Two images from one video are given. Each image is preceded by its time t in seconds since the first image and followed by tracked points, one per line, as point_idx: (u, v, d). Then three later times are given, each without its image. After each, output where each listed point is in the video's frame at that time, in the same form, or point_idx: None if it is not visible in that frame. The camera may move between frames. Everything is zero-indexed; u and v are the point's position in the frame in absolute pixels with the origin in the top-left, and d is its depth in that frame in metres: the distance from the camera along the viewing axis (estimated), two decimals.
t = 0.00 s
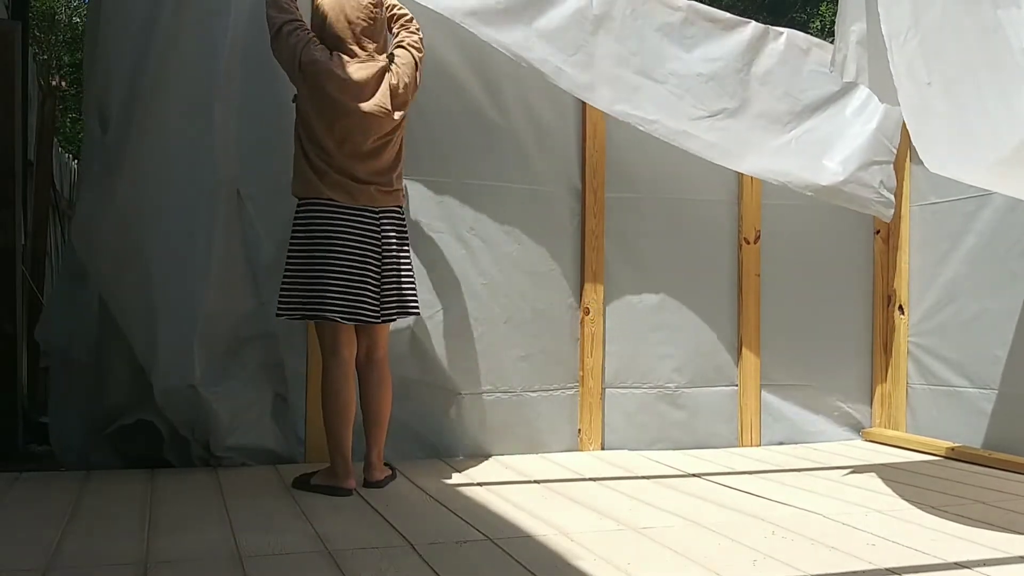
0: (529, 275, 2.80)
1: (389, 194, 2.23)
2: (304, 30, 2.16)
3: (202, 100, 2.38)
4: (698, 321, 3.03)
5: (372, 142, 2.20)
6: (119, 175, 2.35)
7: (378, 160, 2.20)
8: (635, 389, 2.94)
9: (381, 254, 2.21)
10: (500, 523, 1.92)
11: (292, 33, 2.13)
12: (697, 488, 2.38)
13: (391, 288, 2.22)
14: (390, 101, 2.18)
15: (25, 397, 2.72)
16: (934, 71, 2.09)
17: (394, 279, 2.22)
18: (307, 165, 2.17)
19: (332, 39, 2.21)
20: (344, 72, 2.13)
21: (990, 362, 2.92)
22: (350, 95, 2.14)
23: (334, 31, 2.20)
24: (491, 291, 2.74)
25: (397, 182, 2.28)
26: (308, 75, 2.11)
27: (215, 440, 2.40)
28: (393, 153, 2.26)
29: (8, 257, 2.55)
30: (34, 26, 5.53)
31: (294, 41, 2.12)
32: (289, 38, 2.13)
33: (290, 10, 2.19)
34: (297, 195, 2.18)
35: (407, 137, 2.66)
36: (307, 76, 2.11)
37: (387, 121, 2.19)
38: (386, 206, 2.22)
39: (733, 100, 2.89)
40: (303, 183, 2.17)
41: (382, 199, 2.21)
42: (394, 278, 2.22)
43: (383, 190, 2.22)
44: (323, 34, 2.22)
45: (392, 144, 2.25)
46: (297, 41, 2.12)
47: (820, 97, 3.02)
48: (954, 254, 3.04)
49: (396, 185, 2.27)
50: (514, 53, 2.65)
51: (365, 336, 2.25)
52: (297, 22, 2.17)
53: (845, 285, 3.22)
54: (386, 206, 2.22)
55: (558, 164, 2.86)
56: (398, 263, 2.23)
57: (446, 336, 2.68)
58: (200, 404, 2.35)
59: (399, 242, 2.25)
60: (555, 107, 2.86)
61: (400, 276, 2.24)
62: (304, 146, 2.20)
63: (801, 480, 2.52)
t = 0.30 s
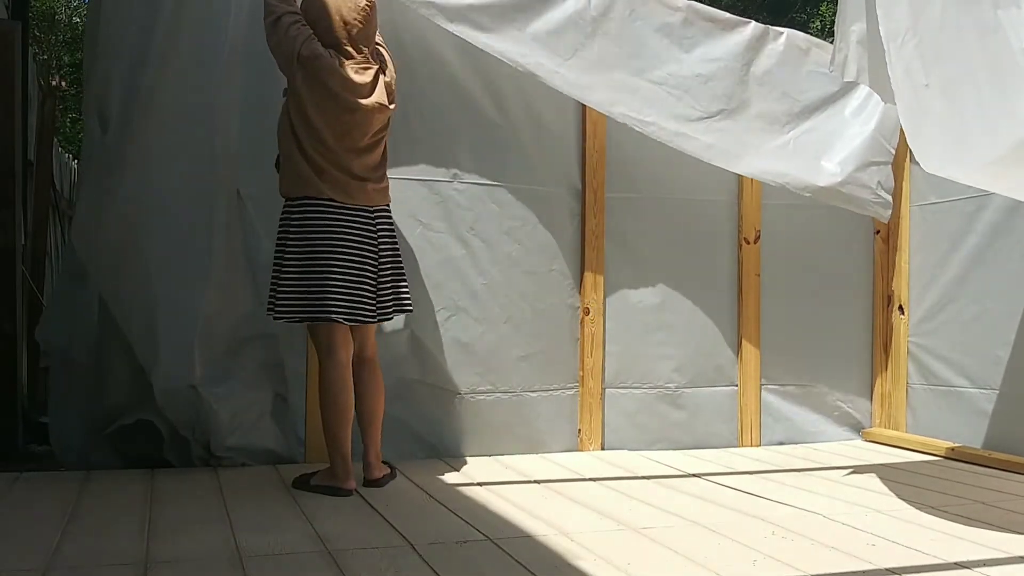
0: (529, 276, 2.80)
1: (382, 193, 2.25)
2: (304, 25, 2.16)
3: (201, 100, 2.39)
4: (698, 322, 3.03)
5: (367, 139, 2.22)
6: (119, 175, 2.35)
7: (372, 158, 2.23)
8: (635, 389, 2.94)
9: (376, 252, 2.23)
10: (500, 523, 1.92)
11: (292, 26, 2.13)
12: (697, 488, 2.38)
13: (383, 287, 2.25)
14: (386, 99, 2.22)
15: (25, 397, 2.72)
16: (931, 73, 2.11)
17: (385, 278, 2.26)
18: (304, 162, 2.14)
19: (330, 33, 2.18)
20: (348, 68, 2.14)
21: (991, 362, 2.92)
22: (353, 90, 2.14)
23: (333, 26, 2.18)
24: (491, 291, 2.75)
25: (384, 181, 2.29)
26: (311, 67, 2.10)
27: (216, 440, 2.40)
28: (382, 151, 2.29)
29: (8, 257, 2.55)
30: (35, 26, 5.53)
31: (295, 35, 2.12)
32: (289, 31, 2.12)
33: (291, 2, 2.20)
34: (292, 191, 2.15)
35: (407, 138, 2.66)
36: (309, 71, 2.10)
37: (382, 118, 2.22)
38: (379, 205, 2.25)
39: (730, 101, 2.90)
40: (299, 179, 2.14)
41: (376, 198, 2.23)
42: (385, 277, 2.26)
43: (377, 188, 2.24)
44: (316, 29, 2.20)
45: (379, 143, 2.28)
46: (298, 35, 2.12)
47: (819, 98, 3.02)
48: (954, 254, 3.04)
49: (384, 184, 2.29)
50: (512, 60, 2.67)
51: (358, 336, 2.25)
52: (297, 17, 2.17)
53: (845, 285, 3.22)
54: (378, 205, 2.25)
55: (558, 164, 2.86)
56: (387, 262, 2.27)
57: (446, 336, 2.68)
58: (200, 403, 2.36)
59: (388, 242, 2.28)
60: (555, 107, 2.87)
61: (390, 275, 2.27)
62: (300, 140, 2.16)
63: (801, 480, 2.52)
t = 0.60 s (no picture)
0: (529, 275, 2.80)
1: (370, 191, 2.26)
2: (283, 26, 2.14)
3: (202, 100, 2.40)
4: (698, 322, 3.02)
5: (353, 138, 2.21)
6: (119, 174, 2.34)
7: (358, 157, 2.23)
8: (635, 389, 2.94)
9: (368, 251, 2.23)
10: (500, 523, 1.92)
11: (273, 27, 2.12)
12: (697, 488, 2.38)
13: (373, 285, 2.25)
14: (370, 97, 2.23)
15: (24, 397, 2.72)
16: (930, 73, 2.12)
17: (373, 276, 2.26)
18: (292, 162, 2.14)
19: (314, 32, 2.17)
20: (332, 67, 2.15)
21: (991, 362, 2.92)
22: (336, 91, 2.14)
23: (318, 25, 2.17)
24: (491, 291, 2.75)
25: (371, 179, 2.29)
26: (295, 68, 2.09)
27: (216, 440, 2.40)
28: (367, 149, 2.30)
29: (8, 257, 2.55)
30: (35, 26, 5.54)
31: (276, 37, 2.10)
32: (270, 32, 2.11)
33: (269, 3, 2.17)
34: (282, 192, 2.14)
35: (408, 137, 2.66)
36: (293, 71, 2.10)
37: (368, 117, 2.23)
38: (368, 204, 2.25)
39: (730, 102, 2.90)
40: (289, 179, 2.13)
41: (364, 196, 2.23)
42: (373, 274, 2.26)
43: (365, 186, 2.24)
44: (296, 30, 2.18)
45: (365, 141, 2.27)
46: (280, 36, 2.10)
47: (819, 98, 3.01)
48: (955, 254, 3.04)
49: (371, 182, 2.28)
50: (506, 61, 2.67)
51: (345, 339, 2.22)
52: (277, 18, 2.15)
53: (845, 285, 3.22)
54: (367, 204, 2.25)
55: (559, 163, 2.86)
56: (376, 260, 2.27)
57: (446, 337, 2.68)
58: (200, 404, 2.37)
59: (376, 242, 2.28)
60: (555, 106, 2.86)
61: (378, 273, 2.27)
62: (286, 141, 2.15)
63: (802, 480, 2.52)
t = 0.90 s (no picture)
0: (529, 276, 2.80)
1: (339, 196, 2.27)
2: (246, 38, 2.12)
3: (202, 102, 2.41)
4: (697, 322, 3.02)
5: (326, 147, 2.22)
6: (118, 175, 2.33)
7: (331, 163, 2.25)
8: (635, 389, 2.94)
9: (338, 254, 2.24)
10: (500, 523, 1.92)
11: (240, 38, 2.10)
12: (697, 488, 2.38)
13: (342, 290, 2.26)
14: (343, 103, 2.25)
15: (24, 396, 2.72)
16: (930, 74, 2.12)
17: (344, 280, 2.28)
18: (265, 169, 2.14)
19: (292, 37, 2.15)
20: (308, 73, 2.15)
21: (991, 362, 2.92)
22: (311, 102, 2.16)
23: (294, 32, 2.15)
24: (492, 291, 2.75)
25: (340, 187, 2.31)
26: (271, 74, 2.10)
27: (215, 440, 2.41)
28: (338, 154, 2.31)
29: (8, 257, 2.55)
30: (35, 26, 5.54)
31: (248, 46, 2.09)
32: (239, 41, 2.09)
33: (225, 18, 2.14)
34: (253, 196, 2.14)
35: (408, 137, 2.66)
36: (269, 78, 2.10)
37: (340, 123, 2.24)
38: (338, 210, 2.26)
39: (729, 103, 2.91)
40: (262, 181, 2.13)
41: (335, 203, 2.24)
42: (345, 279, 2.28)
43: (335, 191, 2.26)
44: (268, 37, 2.17)
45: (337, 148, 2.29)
46: (252, 46, 2.10)
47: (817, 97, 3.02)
48: (955, 254, 3.04)
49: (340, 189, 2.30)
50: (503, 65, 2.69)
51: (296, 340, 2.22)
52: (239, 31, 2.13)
53: (845, 285, 3.22)
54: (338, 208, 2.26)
55: (559, 163, 2.86)
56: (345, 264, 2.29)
57: (446, 337, 2.68)
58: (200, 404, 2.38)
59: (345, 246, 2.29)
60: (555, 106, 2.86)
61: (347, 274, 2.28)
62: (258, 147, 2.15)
63: (802, 480, 2.52)
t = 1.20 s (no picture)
0: (530, 276, 2.80)
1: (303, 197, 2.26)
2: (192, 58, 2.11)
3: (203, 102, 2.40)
4: (697, 322, 3.02)
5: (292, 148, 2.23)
6: (118, 175, 2.34)
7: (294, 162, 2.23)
8: (635, 389, 2.94)
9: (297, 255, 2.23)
10: (501, 523, 1.92)
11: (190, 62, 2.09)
12: (697, 488, 2.38)
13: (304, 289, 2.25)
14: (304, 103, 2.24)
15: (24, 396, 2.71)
16: (930, 73, 2.12)
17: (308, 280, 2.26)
18: (231, 172, 2.13)
19: (244, 36, 2.15)
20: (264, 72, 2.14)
21: (991, 362, 2.92)
22: (271, 101, 2.16)
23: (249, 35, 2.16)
24: (492, 291, 2.75)
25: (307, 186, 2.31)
26: (225, 78, 2.09)
27: (215, 440, 2.42)
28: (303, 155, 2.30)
29: (8, 257, 2.55)
30: (34, 26, 5.54)
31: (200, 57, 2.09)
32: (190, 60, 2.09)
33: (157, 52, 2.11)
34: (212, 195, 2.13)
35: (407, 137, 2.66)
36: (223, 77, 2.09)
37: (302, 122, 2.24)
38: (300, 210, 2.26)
39: (729, 103, 2.92)
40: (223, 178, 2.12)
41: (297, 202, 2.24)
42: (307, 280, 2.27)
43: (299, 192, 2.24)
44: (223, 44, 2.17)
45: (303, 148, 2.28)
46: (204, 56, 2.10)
47: (816, 98, 3.02)
48: (955, 254, 3.04)
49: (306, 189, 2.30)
50: (499, 69, 2.69)
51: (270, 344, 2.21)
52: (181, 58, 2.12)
53: (844, 285, 3.22)
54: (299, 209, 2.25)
55: (558, 163, 2.86)
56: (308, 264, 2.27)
57: (445, 337, 2.68)
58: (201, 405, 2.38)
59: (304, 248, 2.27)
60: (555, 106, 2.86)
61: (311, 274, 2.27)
62: (215, 148, 2.14)
63: (802, 480, 2.52)
